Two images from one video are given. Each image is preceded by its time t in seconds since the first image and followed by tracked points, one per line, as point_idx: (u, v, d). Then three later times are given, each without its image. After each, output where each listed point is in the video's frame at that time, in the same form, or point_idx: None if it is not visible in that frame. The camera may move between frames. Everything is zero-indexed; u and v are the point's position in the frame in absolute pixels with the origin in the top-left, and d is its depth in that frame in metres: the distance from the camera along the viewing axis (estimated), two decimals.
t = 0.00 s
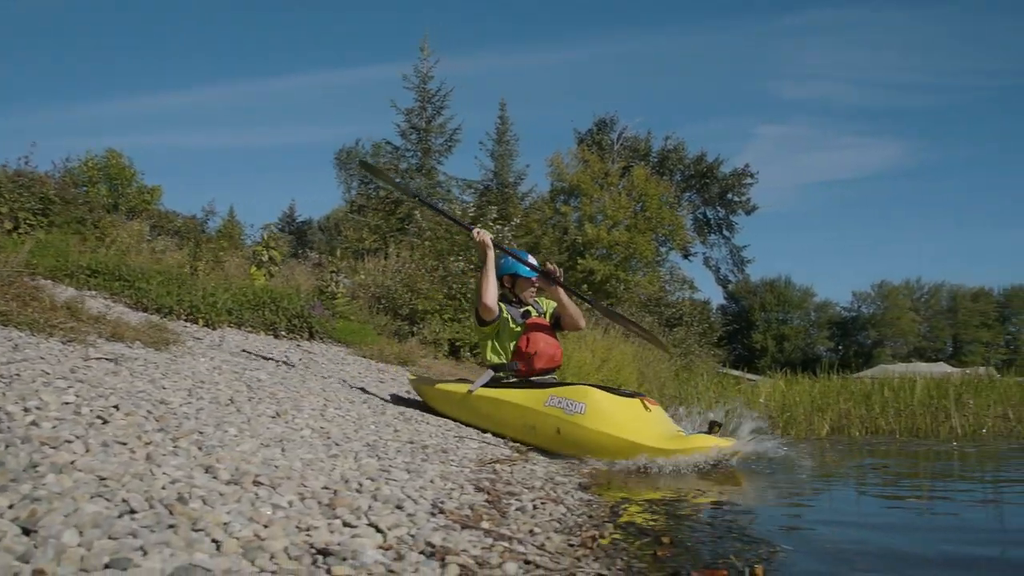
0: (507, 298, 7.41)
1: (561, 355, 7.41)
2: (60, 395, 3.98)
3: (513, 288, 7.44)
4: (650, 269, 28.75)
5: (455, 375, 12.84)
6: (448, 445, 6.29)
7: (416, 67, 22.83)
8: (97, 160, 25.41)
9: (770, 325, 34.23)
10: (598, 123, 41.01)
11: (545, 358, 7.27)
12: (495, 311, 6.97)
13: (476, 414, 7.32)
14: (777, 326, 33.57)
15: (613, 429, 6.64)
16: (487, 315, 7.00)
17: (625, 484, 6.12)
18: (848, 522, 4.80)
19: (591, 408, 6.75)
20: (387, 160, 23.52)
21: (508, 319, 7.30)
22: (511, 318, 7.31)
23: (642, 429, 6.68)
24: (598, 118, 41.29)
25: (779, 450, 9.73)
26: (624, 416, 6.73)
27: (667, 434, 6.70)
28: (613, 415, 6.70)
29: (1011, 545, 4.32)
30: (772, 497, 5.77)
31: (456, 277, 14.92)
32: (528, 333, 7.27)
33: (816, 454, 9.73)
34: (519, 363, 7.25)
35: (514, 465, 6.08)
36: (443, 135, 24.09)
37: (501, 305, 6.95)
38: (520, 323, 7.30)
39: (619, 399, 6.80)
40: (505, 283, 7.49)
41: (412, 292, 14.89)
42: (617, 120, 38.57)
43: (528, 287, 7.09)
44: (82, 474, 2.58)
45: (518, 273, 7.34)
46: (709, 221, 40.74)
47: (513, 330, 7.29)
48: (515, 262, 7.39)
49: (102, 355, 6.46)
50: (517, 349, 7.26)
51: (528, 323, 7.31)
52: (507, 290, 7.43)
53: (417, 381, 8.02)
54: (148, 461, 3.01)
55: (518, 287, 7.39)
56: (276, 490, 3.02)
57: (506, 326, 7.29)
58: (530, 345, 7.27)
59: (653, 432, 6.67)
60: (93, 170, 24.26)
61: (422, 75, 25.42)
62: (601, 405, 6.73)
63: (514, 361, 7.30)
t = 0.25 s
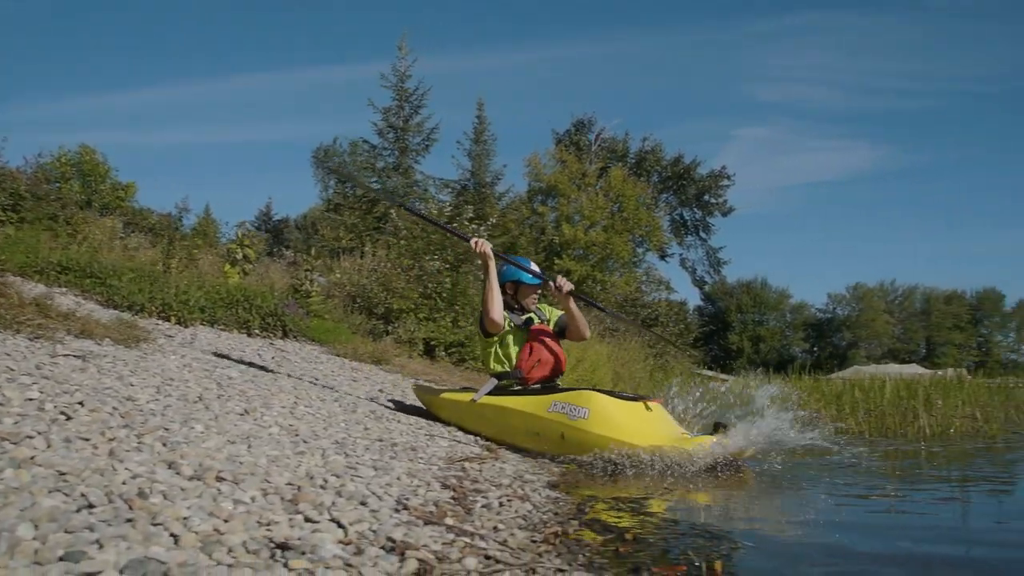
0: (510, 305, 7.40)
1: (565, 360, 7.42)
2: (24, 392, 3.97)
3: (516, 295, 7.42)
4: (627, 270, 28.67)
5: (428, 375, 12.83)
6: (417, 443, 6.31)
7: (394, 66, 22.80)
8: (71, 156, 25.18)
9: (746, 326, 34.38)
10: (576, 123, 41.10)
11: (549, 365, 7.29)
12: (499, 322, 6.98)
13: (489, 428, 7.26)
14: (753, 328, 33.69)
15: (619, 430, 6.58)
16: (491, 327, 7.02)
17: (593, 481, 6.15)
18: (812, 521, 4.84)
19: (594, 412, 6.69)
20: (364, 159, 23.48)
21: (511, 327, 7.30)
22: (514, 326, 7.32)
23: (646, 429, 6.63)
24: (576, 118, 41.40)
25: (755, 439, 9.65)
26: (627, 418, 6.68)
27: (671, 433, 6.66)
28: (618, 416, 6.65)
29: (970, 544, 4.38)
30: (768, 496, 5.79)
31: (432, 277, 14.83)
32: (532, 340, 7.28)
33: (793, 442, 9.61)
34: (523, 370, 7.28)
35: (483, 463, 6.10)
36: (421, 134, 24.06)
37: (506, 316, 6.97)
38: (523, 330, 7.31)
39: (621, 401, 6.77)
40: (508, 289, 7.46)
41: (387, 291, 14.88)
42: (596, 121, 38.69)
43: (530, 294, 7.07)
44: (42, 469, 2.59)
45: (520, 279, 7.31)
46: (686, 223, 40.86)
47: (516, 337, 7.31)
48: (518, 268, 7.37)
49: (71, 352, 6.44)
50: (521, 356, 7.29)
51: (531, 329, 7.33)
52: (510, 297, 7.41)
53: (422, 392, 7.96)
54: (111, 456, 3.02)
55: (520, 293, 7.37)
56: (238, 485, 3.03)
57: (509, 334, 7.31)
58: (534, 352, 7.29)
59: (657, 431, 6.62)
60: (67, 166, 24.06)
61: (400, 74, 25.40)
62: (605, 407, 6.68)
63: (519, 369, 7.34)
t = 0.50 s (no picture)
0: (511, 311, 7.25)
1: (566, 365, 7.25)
2: None
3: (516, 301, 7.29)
4: (603, 270, 28.64)
5: (401, 373, 12.81)
6: (387, 441, 6.33)
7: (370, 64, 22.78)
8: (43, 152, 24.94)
9: (721, 326, 34.47)
10: (553, 123, 41.19)
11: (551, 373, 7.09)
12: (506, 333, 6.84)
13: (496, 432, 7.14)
14: (729, 328, 33.83)
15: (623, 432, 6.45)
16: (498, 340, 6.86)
17: (562, 478, 6.19)
18: (775, 517, 4.88)
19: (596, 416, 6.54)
20: (340, 157, 23.43)
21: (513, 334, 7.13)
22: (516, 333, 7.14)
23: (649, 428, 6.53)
24: (553, 118, 41.49)
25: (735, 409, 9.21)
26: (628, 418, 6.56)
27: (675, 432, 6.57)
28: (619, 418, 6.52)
29: (929, 537, 4.43)
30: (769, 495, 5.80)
31: (406, 276, 14.67)
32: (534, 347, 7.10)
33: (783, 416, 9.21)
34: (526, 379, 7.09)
35: (452, 461, 6.13)
36: (397, 132, 24.05)
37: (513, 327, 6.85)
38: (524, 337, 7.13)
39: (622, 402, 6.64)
40: (508, 295, 7.32)
41: (362, 290, 14.82)
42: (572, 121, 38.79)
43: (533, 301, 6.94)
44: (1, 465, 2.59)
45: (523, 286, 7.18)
46: (662, 222, 40.95)
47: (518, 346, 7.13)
48: (519, 274, 7.23)
49: (38, 349, 6.41)
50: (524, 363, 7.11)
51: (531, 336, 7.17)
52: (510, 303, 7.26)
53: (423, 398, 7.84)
54: (73, 452, 3.02)
55: (522, 300, 7.24)
56: (201, 481, 3.04)
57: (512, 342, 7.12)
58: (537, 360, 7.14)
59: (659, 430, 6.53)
60: (39, 162, 23.84)
61: (377, 72, 25.36)
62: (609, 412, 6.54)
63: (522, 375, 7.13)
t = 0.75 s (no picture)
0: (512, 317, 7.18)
1: (568, 368, 7.18)
2: None
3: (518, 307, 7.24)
4: (579, 270, 28.58)
5: (373, 371, 12.78)
6: (356, 438, 6.33)
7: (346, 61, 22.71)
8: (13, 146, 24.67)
9: (696, 326, 34.59)
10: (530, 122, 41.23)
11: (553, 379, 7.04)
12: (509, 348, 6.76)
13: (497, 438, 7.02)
14: (704, 328, 33.94)
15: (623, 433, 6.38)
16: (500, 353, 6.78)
17: (530, 474, 6.21)
18: (740, 507, 4.93)
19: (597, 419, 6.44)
20: (315, 154, 23.34)
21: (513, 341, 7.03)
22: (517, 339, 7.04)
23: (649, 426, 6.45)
24: (530, 117, 41.53)
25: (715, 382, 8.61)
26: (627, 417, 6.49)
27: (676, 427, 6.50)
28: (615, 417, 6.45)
29: (889, 528, 4.49)
30: (754, 486, 5.82)
31: (380, 273, 14.63)
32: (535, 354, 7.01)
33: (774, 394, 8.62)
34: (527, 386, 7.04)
35: (421, 458, 6.14)
36: (372, 130, 24.01)
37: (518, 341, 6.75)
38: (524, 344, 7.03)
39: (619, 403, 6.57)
40: (509, 299, 7.28)
41: (335, 287, 14.74)
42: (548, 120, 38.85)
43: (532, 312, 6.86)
44: None
45: (523, 290, 7.13)
46: (637, 222, 41.05)
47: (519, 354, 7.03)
48: (520, 278, 7.18)
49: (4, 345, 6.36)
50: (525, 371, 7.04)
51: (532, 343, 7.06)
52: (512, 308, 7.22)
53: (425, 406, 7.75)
54: (34, 447, 3.02)
55: (523, 305, 7.21)
56: (163, 476, 3.05)
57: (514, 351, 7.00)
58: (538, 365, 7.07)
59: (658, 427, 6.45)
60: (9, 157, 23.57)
61: (353, 69, 25.30)
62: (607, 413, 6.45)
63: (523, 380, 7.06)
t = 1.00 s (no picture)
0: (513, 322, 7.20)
1: (569, 372, 7.21)
2: None
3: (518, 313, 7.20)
4: (554, 268, 28.45)
5: (345, 369, 12.75)
6: (324, 434, 6.33)
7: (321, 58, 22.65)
8: None
9: (671, 325, 34.70)
10: (506, 121, 41.26)
11: (551, 382, 7.05)
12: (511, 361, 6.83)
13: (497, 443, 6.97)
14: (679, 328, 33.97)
15: (620, 430, 6.38)
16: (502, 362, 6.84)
17: (497, 469, 6.24)
18: (703, 499, 4.97)
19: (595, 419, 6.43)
20: (289, 151, 23.26)
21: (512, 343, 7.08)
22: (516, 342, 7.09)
23: (646, 424, 6.45)
24: (506, 116, 41.56)
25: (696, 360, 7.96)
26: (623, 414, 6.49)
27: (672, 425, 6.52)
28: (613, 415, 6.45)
29: (849, 520, 4.54)
30: (722, 478, 5.86)
31: (354, 271, 14.54)
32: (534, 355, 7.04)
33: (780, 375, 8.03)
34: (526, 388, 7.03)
35: (388, 454, 6.16)
36: (347, 127, 23.96)
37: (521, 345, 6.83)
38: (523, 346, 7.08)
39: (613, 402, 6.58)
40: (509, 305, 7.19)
41: (309, 285, 14.63)
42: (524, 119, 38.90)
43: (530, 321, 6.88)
44: None
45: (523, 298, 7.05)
46: (612, 222, 41.13)
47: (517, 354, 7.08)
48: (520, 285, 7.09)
49: None
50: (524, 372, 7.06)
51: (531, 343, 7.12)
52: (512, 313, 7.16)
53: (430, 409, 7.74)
54: None
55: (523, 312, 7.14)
56: (124, 470, 3.05)
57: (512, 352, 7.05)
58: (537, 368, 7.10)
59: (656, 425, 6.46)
60: None
61: (328, 66, 25.23)
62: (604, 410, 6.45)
63: (523, 383, 7.06)
